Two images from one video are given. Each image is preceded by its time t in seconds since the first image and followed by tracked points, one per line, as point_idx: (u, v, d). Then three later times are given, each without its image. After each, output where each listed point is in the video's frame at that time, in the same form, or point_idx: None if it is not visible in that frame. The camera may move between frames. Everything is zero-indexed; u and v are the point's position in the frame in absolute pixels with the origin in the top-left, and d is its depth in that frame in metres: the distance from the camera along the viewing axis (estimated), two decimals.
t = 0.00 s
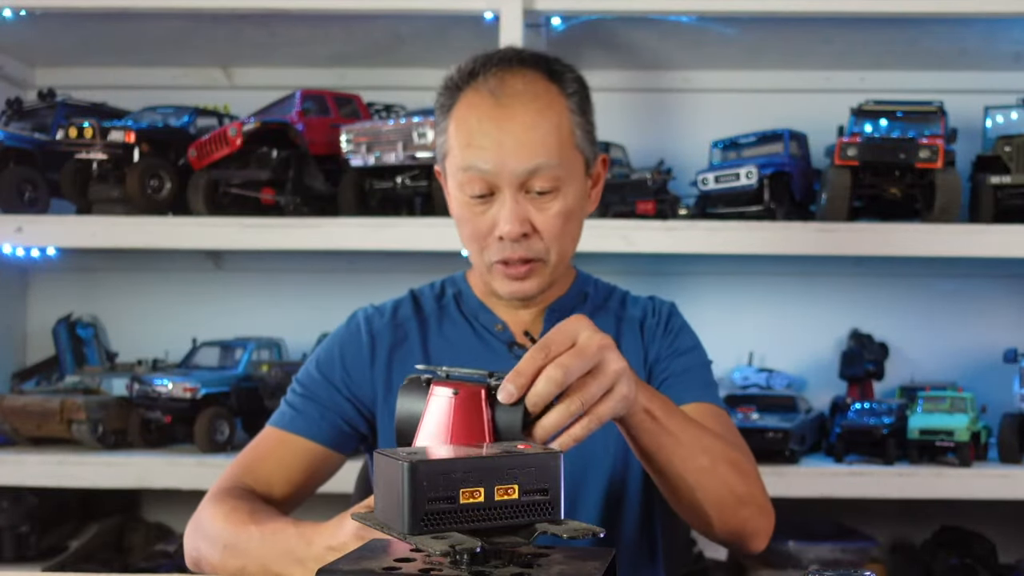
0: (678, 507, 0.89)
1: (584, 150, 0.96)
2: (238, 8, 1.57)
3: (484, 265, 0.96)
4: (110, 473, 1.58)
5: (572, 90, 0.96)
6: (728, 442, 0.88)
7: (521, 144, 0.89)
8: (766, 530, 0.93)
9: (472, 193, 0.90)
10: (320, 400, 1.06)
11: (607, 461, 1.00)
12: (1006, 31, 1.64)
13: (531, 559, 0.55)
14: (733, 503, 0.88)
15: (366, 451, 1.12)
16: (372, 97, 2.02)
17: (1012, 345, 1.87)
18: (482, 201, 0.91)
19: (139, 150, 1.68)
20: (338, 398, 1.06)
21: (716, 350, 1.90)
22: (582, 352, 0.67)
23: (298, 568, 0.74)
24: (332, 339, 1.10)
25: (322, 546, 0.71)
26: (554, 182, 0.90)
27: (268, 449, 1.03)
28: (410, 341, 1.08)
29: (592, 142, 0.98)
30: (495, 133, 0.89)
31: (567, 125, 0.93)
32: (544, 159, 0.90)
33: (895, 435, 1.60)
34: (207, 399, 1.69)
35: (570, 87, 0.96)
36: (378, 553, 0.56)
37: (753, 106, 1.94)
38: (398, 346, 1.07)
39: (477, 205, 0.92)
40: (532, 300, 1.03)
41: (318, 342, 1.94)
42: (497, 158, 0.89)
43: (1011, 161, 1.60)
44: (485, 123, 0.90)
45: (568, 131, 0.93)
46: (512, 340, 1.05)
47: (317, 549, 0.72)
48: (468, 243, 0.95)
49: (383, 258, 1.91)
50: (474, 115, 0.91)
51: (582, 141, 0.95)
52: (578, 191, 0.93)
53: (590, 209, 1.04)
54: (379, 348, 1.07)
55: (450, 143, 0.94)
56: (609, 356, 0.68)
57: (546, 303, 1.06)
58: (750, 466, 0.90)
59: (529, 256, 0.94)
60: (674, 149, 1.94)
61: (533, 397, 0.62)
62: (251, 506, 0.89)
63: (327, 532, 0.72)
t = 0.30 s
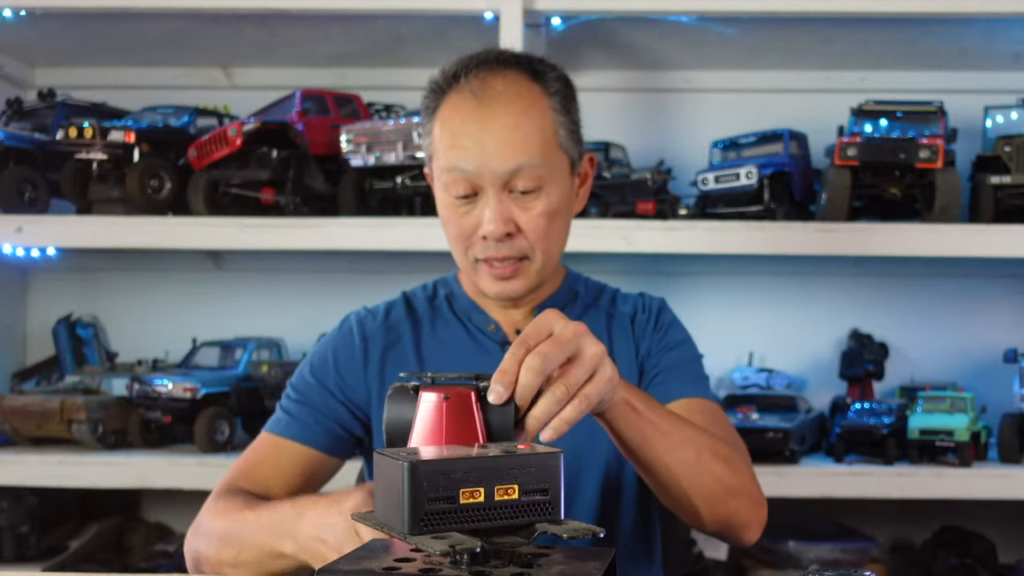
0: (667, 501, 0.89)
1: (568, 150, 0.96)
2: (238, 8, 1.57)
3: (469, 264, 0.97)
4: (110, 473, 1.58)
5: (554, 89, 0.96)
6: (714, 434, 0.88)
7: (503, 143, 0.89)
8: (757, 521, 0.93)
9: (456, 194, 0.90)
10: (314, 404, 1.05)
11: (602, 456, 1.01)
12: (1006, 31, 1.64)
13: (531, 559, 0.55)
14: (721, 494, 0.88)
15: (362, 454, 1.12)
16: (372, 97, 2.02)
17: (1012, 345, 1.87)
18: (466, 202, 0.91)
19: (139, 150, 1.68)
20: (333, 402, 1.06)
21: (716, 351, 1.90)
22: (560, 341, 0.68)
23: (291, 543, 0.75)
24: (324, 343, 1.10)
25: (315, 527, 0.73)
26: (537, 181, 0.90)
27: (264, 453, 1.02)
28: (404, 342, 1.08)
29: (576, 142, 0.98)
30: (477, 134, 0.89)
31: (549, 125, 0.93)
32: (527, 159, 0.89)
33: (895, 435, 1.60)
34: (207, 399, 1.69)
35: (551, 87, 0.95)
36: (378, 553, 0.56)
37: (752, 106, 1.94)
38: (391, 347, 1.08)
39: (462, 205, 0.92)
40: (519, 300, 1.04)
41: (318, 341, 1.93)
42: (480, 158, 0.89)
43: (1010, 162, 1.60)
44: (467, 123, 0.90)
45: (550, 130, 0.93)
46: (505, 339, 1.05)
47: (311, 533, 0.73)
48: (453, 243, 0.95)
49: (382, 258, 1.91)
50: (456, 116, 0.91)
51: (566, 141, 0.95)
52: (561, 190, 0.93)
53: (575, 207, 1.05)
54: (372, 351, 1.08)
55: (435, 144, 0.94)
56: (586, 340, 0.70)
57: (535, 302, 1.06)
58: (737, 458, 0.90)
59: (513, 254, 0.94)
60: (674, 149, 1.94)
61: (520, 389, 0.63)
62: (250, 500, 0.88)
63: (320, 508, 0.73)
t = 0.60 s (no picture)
0: (657, 501, 0.89)
1: (552, 146, 0.96)
2: (238, 8, 1.57)
3: (456, 261, 0.96)
4: (110, 473, 1.58)
5: (537, 86, 0.96)
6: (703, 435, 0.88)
7: (487, 139, 0.89)
8: (747, 520, 0.93)
9: (441, 191, 0.90)
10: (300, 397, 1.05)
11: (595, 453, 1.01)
12: (1006, 31, 1.64)
13: (531, 560, 0.55)
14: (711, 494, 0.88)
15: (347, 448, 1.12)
16: (372, 97, 2.03)
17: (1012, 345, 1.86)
18: (451, 198, 0.91)
19: (139, 150, 1.68)
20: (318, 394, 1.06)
21: (715, 351, 1.90)
22: (554, 336, 0.69)
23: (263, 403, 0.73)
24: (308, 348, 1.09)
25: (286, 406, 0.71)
26: (521, 176, 0.90)
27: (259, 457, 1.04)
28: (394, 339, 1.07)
29: (560, 138, 0.98)
30: (461, 130, 0.89)
31: (532, 120, 0.93)
32: (510, 154, 0.90)
33: (895, 435, 1.59)
34: (208, 399, 1.69)
35: (534, 83, 0.95)
36: (379, 553, 0.56)
37: (753, 106, 1.94)
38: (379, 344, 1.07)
39: (447, 202, 0.91)
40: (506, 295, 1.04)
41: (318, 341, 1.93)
42: (463, 153, 0.89)
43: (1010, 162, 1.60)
44: (452, 119, 0.90)
45: (533, 126, 0.93)
46: (493, 335, 1.05)
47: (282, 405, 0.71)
48: (440, 239, 0.95)
49: (382, 258, 1.91)
50: (440, 112, 0.91)
51: (549, 136, 0.95)
52: (545, 185, 0.93)
53: (562, 206, 1.05)
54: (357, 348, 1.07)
55: (421, 142, 0.93)
56: (579, 338, 0.70)
57: (524, 299, 1.06)
58: (727, 458, 0.90)
59: (497, 249, 0.94)
60: (674, 149, 1.94)
61: (515, 384, 0.64)
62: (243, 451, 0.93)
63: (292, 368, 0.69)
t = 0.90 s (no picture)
0: (654, 490, 0.89)
1: (548, 144, 0.96)
2: (238, 8, 1.57)
3: (454, 259, 0.96)
4: (110, 473, 1.58)
5: (532, 85, 0.96)
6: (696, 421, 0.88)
7: (483, 137, 0.89)
8: (744, 508, 0.92)
9: (439, 189, 0.90)
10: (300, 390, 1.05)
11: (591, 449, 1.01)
12: (1006, 31, 1.64)
13: (531, 559, 0.55)
14: (706, 481, 0.87)
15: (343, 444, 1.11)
16: (372, 97, 2.03)
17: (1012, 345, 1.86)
18: (448, 196, 0.91)
19: (139, 150, 1.68)
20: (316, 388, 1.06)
21: (715, 351, 1.90)
22: (546, 328, 0.69)
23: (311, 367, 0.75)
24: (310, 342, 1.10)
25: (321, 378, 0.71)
26: (517, 174, 0.90)
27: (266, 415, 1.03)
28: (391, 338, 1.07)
29: (555, 136, 0.98)
30: (458, 130, 0.89)
31: (528, 119, 0.93)
32: (506, 152, 0.90)
33: (895, 435, 1.60)
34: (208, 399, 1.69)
35: (529, 82, 0.95)
36: (379, 553, 0.56)
37: (752, 106, 1.94)
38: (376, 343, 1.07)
39: (445, 200, 0.91)
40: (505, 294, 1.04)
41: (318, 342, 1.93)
42: (461, 153, 0.89)
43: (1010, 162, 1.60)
44: (447, 118, 0.90)
45: (529, 124, 0.93)
46: (491, 335, 1.05)
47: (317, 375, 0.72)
48: (437, 237, 0.95)
49: (382, 259, 1.91)
50: (436, 112, 0.91)
51: (544, 134, 0.95)
52: (542, 183, 0.93)
53: (558, 203, 1.05)
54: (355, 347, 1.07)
55: (418, 142, 0.94)
56: (570, 330, 0.71)
57: (522, 297, 1.06)
58: (721, 445, 0.90)
59: (496, 245, 0.93)
60: (674, 149, 1.94)
61: (508, 380, 0.64)
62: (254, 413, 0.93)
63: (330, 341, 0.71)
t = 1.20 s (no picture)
0: (652, 488, 0.89)
1: (552, 143, 0.96)
2: (238, 8, 1.57)
3: (455, 255, 0.96)
4: (110, 473, 1.58)
5: (537, 83, 0.96)
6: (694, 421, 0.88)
7: (488, 134, 0.89)
8: (743, 508, 0.93)
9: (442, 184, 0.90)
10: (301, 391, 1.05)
11: (590, 450, 1.01)
12: (1006, 31, 1.63)
13: (531, 560, 0.55)
14: (705, 480, 0.88)
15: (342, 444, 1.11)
16: (372, 97, 2.03)
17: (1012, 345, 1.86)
18: (451, 191, 0.91)
19: (139, 150, 1.68)
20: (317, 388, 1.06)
21: (715, 351, 1.90)
22: (546, 329, 0.69)
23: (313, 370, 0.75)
24: (308, 342, 1.10)
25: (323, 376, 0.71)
26: (521, 171, 0.90)
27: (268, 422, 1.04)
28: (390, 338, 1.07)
29: (559, 135, 0.98)
30: (463, 125, 0.89)
31: (533, 116, 0.93)
32: (511, 149, 0.90)
33: (895, 435, 1.60)
34: (208, 399, 1.69)
35: (534, 80, 0.96)
36: (379, 553, 0.57)
37: (752, 106, 1.94)
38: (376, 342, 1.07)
39: (448, 195, 0.92)
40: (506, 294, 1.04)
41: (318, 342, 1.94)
42: (464, 148, 0.89)
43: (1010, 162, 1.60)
44: (453, 114, 0.90)
45: (533, 122, 0.93)
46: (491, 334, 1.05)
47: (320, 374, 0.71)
48: (439, 234, 0.95)
49: (382, 259, 1.91)
50: (440, 108, 0.91)
51: (549, 131, 0.95)
52: (546, 181, 0.93)
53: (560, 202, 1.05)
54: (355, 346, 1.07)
55: (423, 138, 0.94)
56: (570, 331, 0.71)
57: (523, 297, 1.06)
58: (718, 444, 0.90)
59: (498, 242, 0.93)
60: (674, 149, 1.94)
61: (509, 379, 0.65)
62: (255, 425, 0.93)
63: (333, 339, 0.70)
